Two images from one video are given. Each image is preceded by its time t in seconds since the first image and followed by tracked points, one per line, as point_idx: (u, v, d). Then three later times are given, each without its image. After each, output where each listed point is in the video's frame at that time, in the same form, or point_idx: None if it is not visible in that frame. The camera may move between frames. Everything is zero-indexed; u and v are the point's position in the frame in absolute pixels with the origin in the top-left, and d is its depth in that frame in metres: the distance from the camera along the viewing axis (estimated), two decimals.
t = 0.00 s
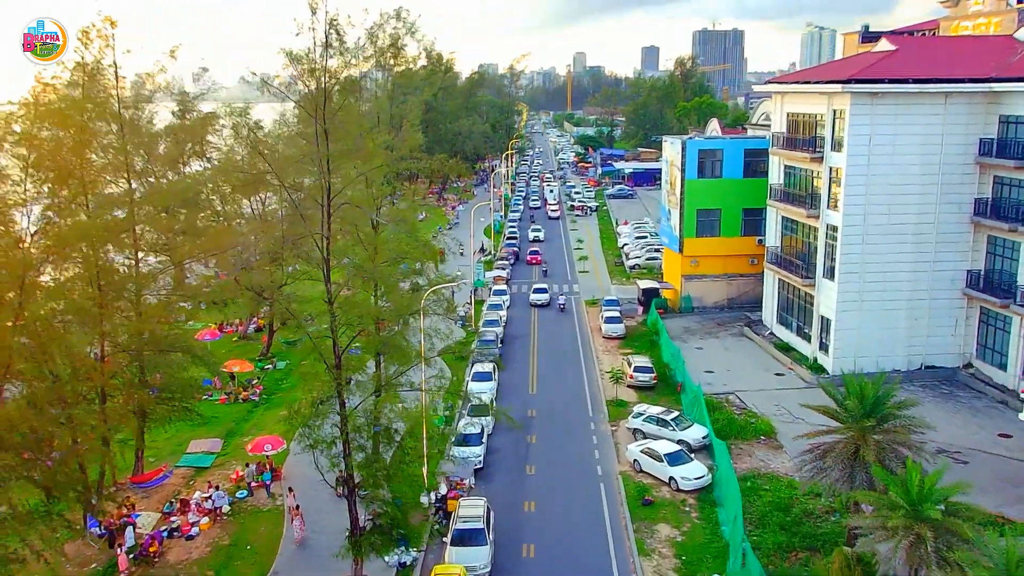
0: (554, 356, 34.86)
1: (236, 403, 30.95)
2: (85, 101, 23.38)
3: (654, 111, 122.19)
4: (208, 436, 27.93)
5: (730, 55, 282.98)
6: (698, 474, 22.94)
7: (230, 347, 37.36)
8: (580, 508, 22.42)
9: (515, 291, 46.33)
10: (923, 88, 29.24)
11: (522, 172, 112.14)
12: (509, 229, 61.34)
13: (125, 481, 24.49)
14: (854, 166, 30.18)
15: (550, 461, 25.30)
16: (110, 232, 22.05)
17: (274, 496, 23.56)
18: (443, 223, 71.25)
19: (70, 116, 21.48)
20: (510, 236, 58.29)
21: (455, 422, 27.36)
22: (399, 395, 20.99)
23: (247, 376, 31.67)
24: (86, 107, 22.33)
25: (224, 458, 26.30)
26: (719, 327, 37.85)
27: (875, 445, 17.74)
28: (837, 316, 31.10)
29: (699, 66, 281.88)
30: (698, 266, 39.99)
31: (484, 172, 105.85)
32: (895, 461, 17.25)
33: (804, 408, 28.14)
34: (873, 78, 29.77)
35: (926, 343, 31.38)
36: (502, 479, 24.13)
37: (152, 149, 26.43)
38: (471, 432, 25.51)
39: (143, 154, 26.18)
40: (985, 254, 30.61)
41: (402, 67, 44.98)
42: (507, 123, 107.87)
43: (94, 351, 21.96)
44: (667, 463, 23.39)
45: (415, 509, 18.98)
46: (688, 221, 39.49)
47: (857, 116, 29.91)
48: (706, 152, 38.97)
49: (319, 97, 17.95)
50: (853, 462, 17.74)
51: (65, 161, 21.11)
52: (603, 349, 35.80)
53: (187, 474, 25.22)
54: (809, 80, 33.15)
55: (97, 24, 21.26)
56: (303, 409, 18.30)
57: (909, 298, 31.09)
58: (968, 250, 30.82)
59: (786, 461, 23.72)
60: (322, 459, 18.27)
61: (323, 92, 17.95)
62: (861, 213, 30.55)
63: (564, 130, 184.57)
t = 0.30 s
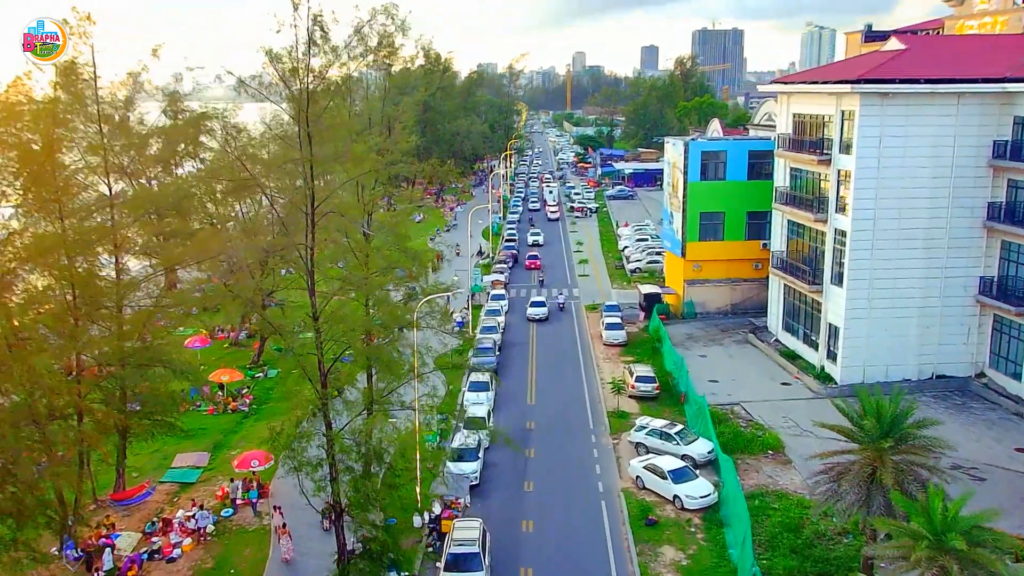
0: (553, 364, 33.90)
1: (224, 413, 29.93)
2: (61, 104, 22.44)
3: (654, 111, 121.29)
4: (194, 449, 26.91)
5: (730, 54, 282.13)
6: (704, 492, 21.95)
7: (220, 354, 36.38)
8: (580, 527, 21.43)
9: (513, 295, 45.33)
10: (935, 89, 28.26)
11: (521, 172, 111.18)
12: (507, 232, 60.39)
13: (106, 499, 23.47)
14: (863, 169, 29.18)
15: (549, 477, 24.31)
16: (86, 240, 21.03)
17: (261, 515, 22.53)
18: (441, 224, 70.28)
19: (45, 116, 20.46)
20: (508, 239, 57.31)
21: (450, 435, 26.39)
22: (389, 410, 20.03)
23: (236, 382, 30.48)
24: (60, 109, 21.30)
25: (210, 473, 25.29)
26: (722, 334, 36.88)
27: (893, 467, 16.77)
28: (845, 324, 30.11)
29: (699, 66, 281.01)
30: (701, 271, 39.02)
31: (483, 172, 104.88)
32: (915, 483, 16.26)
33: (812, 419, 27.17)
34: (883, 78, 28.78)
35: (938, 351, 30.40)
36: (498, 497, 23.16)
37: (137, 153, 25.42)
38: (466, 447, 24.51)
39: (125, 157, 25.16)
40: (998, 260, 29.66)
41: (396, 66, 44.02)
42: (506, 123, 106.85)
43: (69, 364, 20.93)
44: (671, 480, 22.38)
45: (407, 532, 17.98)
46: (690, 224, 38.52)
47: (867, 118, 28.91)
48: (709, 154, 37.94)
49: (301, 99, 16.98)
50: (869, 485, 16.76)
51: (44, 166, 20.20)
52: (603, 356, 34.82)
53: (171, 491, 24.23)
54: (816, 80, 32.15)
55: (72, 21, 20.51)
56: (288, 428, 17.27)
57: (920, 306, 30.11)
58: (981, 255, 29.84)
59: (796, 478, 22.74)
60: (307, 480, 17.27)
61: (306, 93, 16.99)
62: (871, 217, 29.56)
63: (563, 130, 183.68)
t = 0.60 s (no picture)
0: (553, 373, 32.90)
1: (213, 425, 28.92)
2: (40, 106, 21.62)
3: (654, 112, 120.36)
4: (180, 465, 25.89)
5: (729, 55, 281.39)
6: (711, 512, 20.95)
7: (211, 362, 35.37)
8: (580, 549, 20.42)
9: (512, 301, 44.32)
10: (949, 90, 27.26)
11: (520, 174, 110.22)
12: (506, 234, 59.42)
13: (85, 518, 22.46)
14: (874, 173, 28.18)
15: (548, 495, 23.30)
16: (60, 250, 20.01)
17: (246, 536, 21.51)
18: (439, 226, 69.33)
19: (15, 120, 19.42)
20: (507, 242, 56.31)
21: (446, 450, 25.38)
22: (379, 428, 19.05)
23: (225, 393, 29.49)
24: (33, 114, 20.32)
25: (196, 489, 24.26)
26: (726, 341, 35.87)
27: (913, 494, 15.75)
28: (855, 333, 29.09)
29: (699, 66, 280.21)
30: (705, 276, 38.02)
31: (482, 173, 103.92)
32: (939, 512, 15.24)
33: (821, 433, 26.18)
34: (895, 79, 27.77)
35: (950, 361, 29.40)
36: (495, 517, 22.18)
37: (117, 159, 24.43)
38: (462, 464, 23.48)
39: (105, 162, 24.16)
40: (1012, 267, 28.68)
41: (392, 67, 43.11)
42: (505, 124, 105.93)
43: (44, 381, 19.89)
44: (676, 500, 21.37)
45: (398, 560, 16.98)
46: (693, 229, 37.54)
47: (878, 120, 27.89)
48: (713, 156, 37.00)
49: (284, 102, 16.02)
50: (888, 512, 15.77)
51: (20, 169, 19.33)
52: (604, 365, 33.82)
53: (154, 509, 23.23)
54: (824, 81, 31.20)
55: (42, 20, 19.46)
56: (270, 451, 16.24)
57: (932, 314, 29.11)
58: (995, 262, 28.85)
59: (806, 498, 21.72)
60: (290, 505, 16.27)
61: (287, 96, 16.06)
62: (882, 223, 28.56)
63: (563, 131, 182.81)
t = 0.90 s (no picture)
0: (550, 383, 31.90)
1: (198, 438, 27.92)
2: (6, 105, 20.40)
3: (654, 112, 119.33)
4: (162, 481, 24.87)
5: (729, 54, 280.49)
6: (715, 535, 19.93)
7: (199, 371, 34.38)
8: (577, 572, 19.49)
9: (509, 307, 43.34)
10: (961, 91, 26.26)
11: (519, 175, 109.23)
12: (504, 237, 58.45)
13: (59, 540, 21.43)
14: (883, 177, 27.16)
15: (545, 515, 22.30)
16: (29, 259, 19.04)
17: (228, 559, 20.49)
18: (436, 229, 68.40)
19: None
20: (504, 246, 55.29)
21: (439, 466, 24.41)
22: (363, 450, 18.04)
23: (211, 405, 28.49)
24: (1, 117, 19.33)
25: (177, 508, 23.24)
26: (729, 350, 34.86)
27: (932, 522, 14.72)
28: (863, 343, 28.07)
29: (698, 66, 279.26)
30: (707, 282, 37.03)
31: (481, 175, 102.97)
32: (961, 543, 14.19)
33: (829, 447, 25.18)
34: (906, 79, 26.76)
35: (961, 372, 28.39)
36: (489, 537, 21.23)
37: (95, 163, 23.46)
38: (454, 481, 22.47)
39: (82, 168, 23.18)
40: None
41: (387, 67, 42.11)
42: (504, 125, 104.98)
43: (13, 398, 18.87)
44: (678, 521, 20.36)
45: None
46: (695, 233, 36.59)
47: (887, 122, 26.89)
48: (714, 158, 36.05)
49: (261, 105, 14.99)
50: (905, 541, 14.73)
51: None
52: (603, 375, 32.82)
53: (131, 529, 22.21)
54: (829, 82, 30.21)
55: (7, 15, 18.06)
56: (247, 476, 15.21)
57: (943, 323, 28.10)
58: (1008, 269, 27.86)
59: (814, 520, 20.70)
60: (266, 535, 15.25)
61: (263, 99, 15.02)
62: (891, 229, 27.54)
63: (563, 131, 181.88)
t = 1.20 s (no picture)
0: (548, 393, 30.92)
1: (182, 452, 26.92)
2: None
3: (654, 113, 118.38)
4: (142, 499, 23.85)
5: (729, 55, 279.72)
6: (720, 560, 18.93)
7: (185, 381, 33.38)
8: None
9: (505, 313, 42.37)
10: (974, 92, 25.30)
11: (518, 176, 108.25)
12: (502, 241, 57.52)
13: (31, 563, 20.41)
14: (892, 181, 26.18)
15: (540, 535, 21.31)
16: None
17: None
18: (433, 231, 67.46)
19: None
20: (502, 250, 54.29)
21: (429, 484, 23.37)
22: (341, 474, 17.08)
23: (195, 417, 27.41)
24: None
25: (157, 528, 22.22)
26: (731, 358, 33.88)
27: (953, 556, 13.75)
28: (871, 353, 27.07)
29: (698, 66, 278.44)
30: (708, 288, 36.05)
31: (479, 176, 102.03)
32: None
33: (836, 464, 24.21)
34: (916, 80, 25.80)
35: (973, 383, 27.40)
36: (481, 560, 20.29)
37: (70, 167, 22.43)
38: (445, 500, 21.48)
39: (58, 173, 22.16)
40: None
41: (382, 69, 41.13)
42: (502, 126, 104.07)
43: None
44: (681, 545, 19.36)
45: None
46: (696, 238, 35.63)
47: (897, 125, 25.89)
48: (717, 161, 35.15)
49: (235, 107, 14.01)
50: None
51: None
52: (602, 385, 31.83)
53: (108, 551, 21.22)
54: (836, 83, 29.32)
55: None
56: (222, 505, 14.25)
57: (953, 333, 27.10)
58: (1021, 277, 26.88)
59: (823, 543, 19.72)
60: (239, 569, 14.28)
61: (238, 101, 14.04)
62: (901, 235, 26.53)
63: (562, 132, 180.94)
